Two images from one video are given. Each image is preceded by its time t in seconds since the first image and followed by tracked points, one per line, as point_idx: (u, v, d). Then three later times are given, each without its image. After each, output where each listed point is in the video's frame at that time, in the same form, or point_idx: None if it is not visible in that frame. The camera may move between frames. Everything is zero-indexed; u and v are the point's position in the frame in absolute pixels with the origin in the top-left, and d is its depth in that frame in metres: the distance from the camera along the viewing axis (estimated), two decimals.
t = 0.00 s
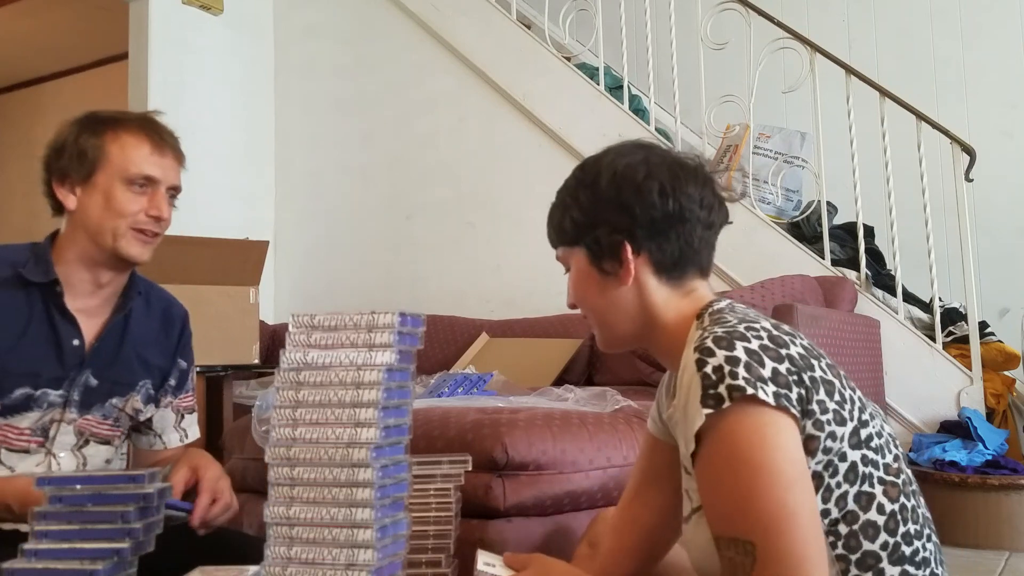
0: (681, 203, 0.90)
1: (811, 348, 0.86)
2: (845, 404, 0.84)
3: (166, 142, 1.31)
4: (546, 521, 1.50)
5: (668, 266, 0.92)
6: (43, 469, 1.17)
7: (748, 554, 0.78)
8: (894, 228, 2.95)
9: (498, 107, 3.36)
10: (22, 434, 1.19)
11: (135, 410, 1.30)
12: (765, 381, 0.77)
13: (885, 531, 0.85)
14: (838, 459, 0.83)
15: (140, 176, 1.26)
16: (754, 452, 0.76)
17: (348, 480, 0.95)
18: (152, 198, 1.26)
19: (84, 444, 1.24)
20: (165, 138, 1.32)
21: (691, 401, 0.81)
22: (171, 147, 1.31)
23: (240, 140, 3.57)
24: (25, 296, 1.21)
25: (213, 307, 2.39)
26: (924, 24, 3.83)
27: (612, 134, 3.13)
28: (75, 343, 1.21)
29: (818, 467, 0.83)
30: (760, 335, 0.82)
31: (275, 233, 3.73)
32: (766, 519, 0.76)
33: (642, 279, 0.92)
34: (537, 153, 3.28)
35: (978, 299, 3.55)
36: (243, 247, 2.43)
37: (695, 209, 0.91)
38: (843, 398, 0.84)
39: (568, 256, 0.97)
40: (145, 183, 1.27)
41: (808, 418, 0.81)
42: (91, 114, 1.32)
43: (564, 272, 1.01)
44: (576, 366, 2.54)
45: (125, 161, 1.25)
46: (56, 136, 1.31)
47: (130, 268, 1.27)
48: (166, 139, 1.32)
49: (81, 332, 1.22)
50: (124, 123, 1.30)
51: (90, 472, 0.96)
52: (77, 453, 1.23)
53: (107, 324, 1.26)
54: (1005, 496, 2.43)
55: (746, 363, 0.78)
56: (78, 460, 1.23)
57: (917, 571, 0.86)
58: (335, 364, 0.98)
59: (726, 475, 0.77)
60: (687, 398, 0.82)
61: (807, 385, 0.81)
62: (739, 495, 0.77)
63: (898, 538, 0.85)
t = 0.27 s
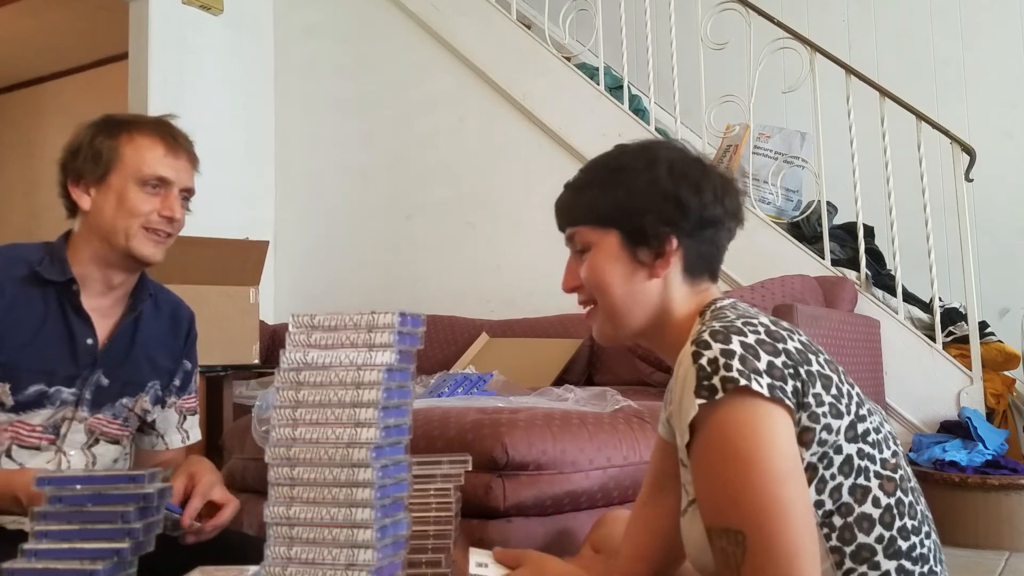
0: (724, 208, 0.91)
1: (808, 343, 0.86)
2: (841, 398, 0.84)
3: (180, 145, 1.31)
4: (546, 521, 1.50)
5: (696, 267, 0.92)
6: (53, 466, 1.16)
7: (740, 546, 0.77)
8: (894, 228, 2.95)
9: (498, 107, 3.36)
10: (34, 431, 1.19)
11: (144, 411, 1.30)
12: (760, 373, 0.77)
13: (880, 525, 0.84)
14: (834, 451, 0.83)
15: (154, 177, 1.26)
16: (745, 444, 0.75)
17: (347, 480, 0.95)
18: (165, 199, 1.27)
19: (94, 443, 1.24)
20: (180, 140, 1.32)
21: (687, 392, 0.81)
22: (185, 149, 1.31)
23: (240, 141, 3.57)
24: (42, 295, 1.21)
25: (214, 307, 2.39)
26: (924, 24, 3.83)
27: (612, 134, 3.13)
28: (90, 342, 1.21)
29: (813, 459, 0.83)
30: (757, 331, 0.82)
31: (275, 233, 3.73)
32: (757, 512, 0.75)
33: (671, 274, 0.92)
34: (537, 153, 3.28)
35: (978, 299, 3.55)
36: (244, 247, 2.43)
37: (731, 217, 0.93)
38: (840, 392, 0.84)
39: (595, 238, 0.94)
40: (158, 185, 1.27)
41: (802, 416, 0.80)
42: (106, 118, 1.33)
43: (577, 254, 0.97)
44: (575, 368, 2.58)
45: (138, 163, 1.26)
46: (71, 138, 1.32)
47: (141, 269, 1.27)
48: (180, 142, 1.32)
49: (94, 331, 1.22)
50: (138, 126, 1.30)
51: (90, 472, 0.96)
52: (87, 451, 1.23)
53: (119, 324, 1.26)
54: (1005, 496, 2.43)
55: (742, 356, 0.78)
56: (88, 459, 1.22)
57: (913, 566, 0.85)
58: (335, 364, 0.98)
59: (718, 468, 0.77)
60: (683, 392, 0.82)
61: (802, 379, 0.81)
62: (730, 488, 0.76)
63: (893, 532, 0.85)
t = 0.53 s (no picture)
0: (738, 203, 0.91)
1: (822, 342, 0.86)
2: (850, 397, 0.83)
3: (155, 137, 1.30)
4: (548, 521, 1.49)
5: (711, 262, 0.92)
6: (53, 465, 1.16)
7: (737, 540, 0.77)
8: (894, 228, 2.95)
9: (498, 107, 3.36)
10: (33, 428, 1.19)
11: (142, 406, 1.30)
12: (770, 371, 0.78)
13: (886, 524, 0.84)
14: (840, 450, 0.83)
15: (131, 171, 1.25)
16: (749, 437, 0.76)
17: (347, 480, 0.95)
18: (144, 193, 1.25)
19: (93, 439, 1.24)
20: (155, 132, 1.30)
21: (694, 386, 0.81)
22: (161, 141, 1.29)
23: (239, 141, 3.57)
24: (36, 292, 1.20)
25: (213, 307, 2.39)
26: (924, 24, 3.83)
27: (612, 134, 3.13)
28: (85, 339, 1.21)
29: (818, 456, 0.83)
30: (767, 328, 0.82)
31: (275, 233, 3.73)
32: (758, 507, 0.75)
33: (687, 269, 0.92)
34: (537, 153, 3.28)
35: (978, 299, 3.55)
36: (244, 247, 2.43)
37: (744, 211, 0.93)
38: (849, 391, 0.84)
39: (609, 237, 0.94)
40: (136, 179, 1.25)
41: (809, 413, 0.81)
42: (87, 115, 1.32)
43: (592, 253, 0.96)
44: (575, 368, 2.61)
45: (115, 158, 1.24)
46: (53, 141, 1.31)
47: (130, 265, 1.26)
48: (156, 134, 1.30)
49: (90, 328, 1.22)
50: (115, 122, 1.29)
51: (90, 472, 0.96)
52: (87, 448, 1.23)
53: (114, 320, 1.26)
54: (1005, 496, 2.42)
55: (751, 351, 0.79)
56: (88, 456, 1.23)
57: (919, 567, 0.85)
58: (335, 364, 0.98)
59: (721, 461, 0.77)
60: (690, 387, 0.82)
61: (811, 375, 0.81)
62: (733, 482, 0.76)
63: (899, 531, 0.84)
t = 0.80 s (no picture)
0: (749, 196, 0.91)
1: (849, 339, 0.88)
2: (874, 393, 0.85)
3: (108, 129, 1.21)
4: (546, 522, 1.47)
5: (728, 258, 0.92)
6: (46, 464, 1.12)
7: (757, 523, 0.80)
8: (894, 228, 2.95)
9: (498, 107, 3.36)
10: (23, 427, 1.15)
11: (133, 400, 1.26)
12: (795, 361, 0.80)
13: (903, 521, 0.85)
14: (861, 445, 0.84)
15: (86, 170, 1.18)
16: (772, 426, 0.78)
17: (347, 480, 0.95)
18: (100, 191, 1.18)
19: (86, 436, 1.21)
20: (106, 124, 1.22)
21: (719, 373, 0.84)
22: (113, 132, 1.21)
23: (239, 141, 3.57)
24: (16, 291, 1.16)
25: (213, 306, 2.39)
26: (924, 24, 3.83)
27: (612, 134, 3.13)
28: (70, 335, 1.18)
29: (840, 449, 0.84)
30: (794, 320, 0.85)
31: (275, 233, 3.73)
32: (778, 493, 0.78)
33: (703, 267, 0.92)
34: (537, 153, 3.27)
35: (978, 299, 3.55)
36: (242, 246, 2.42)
37: (759, 203, 0.92)
38: (873, 388, 0.85)
39: (627, 244, 0.97)
40: (92, 177, 1.18)
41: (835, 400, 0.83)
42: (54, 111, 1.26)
43: (616, 260, 1.00)
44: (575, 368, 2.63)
45: (67, 157, 1.18)
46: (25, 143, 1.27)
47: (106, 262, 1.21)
48: (109, 126, 1.22)
49: (74, 323, 1.19)
50: (67, 118, 1.21)
51: (90, 472, 0.96)
52: (79, 445, 1.19)
53: (98, 316, 1.22)
54: (1005, 496, 2.42)
55: (777, 342, 0.81)
56: (81, 453, 1.19)
57: (936, 567, 0.86)
58: (334, 364, 0.98)
59: (744, 448, 0.80)
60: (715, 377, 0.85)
61: (836, 369, 0.83)
62: (754, 465, 0.79)
63: (917, 529, 0.85)
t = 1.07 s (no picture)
0: (773, 196, 0.93)
1: (868, 334, 0.89)
2: (890, 385, 0.86)
3: (86, 136, 1.14)
4: (545, 520, 1.48)
5: (753, 258, 0.93)
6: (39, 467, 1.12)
7: (771, 502, 0.79)
8: (894, 228, 2.95)
9: (498, 107, 3.36)
10: (17, 429, 1.14)
11: (129, 402, 1.25)
12: (816, 346, 0.81)
13: (917, 514, 0.85)
14: (876, 436, 0.85)
15: (67, 180, 1.12)
16: (796, 406, 0.78)
17: (347, 480, 0.95)
18: (83, 202, 1.12)
19: (80, 438, 1.20)
20: (84, 131, 1.15)
21: (741, 353, 0.84)
22: (91, 140, 1.14)
23: (239, 141, 3.57)
24: (7, 292, 1.16)
25: (213, 306, 2.38)
26: (924, 24, 3.83)
27: (612, 134, 3.13)
28: (62, 337, 1.17)
29: (856, 438, 0.85)
30: (816, 310, 0.86)
31: (275, 233, 3.73)
32: (798, 471, 0.77)
33: (731, 263, 0.92)
34: (537, 153, 3.27)
35: (978, 299, 3.55)
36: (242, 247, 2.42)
37: (781, 204, 0.94)
38: (891, 381, 0.86)
39: (653, 243, 0.94)
40: (74, 188, 1.12)
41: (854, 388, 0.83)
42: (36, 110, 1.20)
43: (637, 262, 0.97)
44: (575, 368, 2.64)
45: (47, 166, 1.12)
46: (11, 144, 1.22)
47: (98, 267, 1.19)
48: (88, 132, 1.15)
49: (66, 326, 1.18)
50: (47, 124, 1.15)
51: (90, 473, 0.96)
52: (74, 447, 1.19)
53: (92, 318, 1.21)
54: (1005, 496, 2.42)
55: (800, 327, 0.82)
56: (75, 455, 1.19)
57: (947, 563, 0.86)
58: (334, 364, 0.98)
59: (765, 427, 0.80)
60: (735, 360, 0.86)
61: (855, 359, 0.84)
62: (774, 441, 0.79)
63: (930, 523, 0.85)
